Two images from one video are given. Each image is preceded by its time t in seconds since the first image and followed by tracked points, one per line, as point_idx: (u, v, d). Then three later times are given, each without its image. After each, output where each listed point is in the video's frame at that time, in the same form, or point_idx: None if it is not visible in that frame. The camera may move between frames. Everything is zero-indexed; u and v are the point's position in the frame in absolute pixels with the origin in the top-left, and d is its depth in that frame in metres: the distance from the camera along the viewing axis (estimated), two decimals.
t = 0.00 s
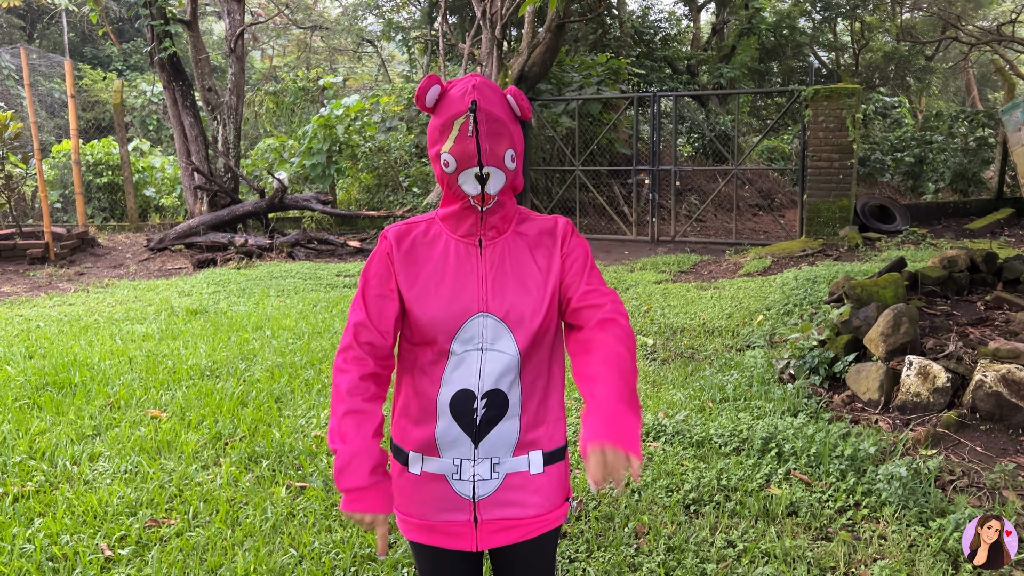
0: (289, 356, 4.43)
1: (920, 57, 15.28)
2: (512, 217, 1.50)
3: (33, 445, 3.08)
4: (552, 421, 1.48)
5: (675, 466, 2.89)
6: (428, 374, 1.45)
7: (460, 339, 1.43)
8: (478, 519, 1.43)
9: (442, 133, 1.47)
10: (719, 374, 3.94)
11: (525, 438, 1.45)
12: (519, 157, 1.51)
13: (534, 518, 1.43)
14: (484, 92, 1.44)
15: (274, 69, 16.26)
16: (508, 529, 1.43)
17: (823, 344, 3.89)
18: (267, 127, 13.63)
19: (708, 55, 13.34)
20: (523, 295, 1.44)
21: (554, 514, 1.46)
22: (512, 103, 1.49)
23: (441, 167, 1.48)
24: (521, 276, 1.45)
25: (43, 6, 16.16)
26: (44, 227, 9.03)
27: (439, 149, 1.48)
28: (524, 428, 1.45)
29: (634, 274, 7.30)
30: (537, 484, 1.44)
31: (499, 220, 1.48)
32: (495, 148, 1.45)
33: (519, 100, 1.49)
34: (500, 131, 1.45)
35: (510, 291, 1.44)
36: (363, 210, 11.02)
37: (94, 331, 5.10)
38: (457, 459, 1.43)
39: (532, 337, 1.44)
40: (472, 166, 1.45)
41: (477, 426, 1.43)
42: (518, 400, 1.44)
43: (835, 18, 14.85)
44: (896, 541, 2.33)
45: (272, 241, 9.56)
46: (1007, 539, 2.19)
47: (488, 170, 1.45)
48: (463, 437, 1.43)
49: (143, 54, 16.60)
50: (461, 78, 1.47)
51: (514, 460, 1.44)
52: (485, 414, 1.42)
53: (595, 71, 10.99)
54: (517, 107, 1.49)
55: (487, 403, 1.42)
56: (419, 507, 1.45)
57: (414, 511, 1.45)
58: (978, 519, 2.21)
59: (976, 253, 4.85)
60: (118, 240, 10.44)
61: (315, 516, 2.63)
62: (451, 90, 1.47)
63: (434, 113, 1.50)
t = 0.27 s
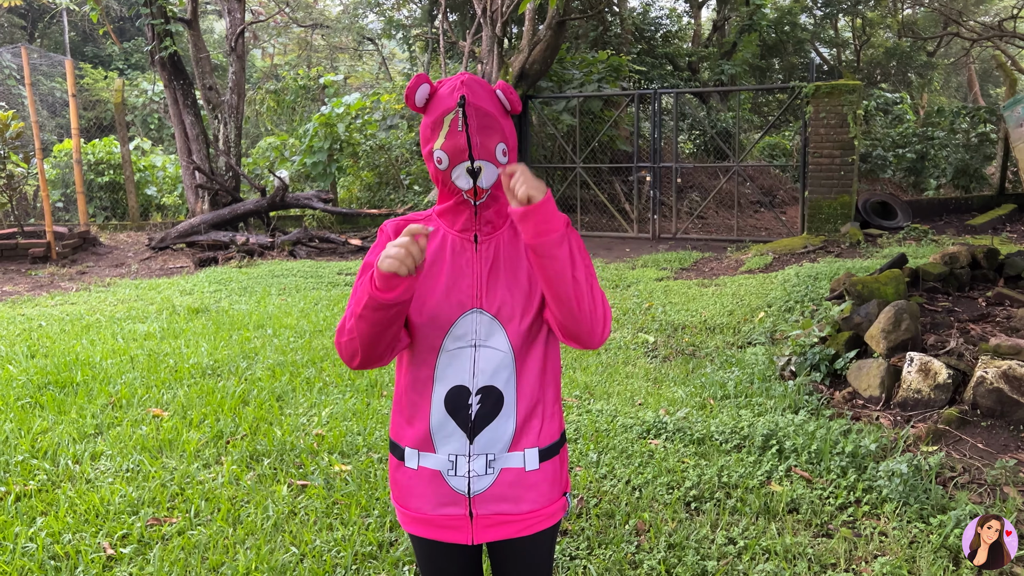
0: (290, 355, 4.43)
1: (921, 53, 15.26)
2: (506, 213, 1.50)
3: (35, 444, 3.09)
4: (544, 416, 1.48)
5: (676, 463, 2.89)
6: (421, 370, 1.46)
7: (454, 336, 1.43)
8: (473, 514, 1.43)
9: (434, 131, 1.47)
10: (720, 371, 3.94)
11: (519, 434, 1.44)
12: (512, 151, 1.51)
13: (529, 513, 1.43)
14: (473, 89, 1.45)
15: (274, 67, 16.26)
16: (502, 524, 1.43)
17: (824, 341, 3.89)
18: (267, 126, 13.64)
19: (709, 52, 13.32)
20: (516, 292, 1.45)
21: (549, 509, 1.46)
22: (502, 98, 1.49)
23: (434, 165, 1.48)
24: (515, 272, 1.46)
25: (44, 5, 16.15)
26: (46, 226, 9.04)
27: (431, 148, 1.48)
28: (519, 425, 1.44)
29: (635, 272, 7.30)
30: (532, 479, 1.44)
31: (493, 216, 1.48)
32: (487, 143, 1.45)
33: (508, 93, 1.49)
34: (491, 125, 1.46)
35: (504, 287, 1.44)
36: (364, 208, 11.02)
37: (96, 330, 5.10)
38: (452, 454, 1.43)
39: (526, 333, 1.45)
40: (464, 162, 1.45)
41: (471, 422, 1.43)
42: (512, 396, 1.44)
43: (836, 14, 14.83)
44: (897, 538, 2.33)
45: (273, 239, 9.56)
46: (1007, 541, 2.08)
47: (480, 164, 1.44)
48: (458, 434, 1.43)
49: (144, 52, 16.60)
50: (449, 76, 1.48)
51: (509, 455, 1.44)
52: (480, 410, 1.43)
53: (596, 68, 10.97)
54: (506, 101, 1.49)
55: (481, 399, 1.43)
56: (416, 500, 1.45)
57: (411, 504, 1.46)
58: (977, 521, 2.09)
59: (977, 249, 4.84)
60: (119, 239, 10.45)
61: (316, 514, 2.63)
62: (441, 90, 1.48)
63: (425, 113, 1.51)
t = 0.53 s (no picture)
0: (292, 354, 4.44)
1: (924, 51, 15.23)
2: (505, 213, 1.50)
3: (39, 444, 3.10)
4: (546, 415, 1.49)
5: (678, 461, 2.89)
6: (424, 373, 1.46)
7: (457, 338, 1.43)
8: (477, 516, 1.43)
9: (428, 135, 1.47)
10: (722, 369, 3.94)
11: (522, 436, 1.45)
12: (508, 152, 1.51)
13: (533, 513, 1.44)
14: (466, 91, 1.45)
15: (277, 67, 16.27)
16: (507, 525, 1.44)
17: (826, 339, 3.88)
18: (270, 125, 13.66)
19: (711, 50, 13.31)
20: (518, 292, 1.44)
21: (552, 509, 1.47)
22: (494, 97, 1.49)
23: (430, 169, 1.48)
24: (517, 273, 1.45)
25: (47, 6, 16.17)
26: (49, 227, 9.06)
27: (427, 152, 1.48)
28: (522, 425, 1.45)
29: (637, 270, 7.29)
30: (535, 479, 1.45)
31: (492, 217, 1.48)
32: (483, 145, 1.46)
33: (501, 92, 1.49)
34: (486, 126, 1.46)
35: (506, 288, 1.44)
36: (366, 207, 11.03)
37: (99, 330, 5.12)
38: (455, 458, 1.44)
39: (529, 333, 1.45)
40: (462, 165, 1.45)
41: (475, 424, 1.43)
42: (516, 397, 1.44)
43: (839, 11, 14.80)
44: (899, 536, 2.33)
45: (276, 238, 9.58)
46: (1006, 539, 2.14)
47: (479, 168, 1.45)
48: (462, 435, 1.44)
49: (146, 53, 16.62)
50: (441, 78, 1.48)
51: (512, 457, 1.44)
52: (484, 411, 1.43)
53: (598, 66, 10.96)
54: (500, 101, 1.50)
55: (485, 401, 1.43)
56: (419, 503, 1.45)
57: (415, 507, 1.46)
58: (977, 519, 2.17)
59: (980, 246, 4.84)
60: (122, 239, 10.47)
61: (319, 513, 2.64)
62: (432, 92, 1.48)
63: (417, 115, 1.50)
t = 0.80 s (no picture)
0: (295, 353, 4.45)
1: (926, 49, 15.21)
2: (508, 214, 1.49)
3: (43, 443, 3.11)
4: (548, 414, 1.49)
5: (680, 460, 2.89)
6: (427, 376, 1.47)
7: (458, 339, 1.43)
8: (480, 516, 1.43)
9: (431, 136, 1.46)
10: (725, 368, 3.93)
11: (525, 435, 1.45)
12: (511, 154, 1.51)
13: (536, 513, 1.44)
14: (470, 92, 1.44)
15: (278, 66, 16.29)
16: (510, 525, 1.44)
17: (828, 337, 3.88)
18: (272, 125, 13.67)
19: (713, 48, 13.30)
20: (520, 294, 1.44)
21: (555, 508, 1.47)
22: (498, 98, 1.49)
23: (433, 171, 1.48)
24: (519, 275, 1.45)
25: (49, 6, 16.18)
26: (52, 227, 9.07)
27: (430, 154, 1.48)
28: (524, 426, 1.45)
29: (639, 269, 7.28)
30: (539, 479, 1.45)
31: (494, 218, 1.48)
32: (486, 147, 1.46)
33: (505, 94, 1.49)
34: (490, 129, 1.46)
35: (508, 289, 1.44)
36: (369, 207, 11.04)
37: (102, 330, 5.13)
38: (459, 458, 1.43)
39: (531, 334, 1.45)
40: (465, 169, 1.45)
41: (479, 424, 1.43)
42: (519, 398, 1.44)
43: (841, 10, 14.78)
44: (902, 535, 2.32)
45: (278, 238, 9.58)
46: (1007, 541, 2.10)
47: (481, 171, 1.45)
48: (465, 435, 1.43)
49: (148, 53, 16.63)
50: (445, 77, 1.47)
51: (514, 456, 1.44)
52: (486, 412, 1.43)
53: (600, 65, 10.95)
54: (503, 101, 1.49)
55: (487, 402, 1.43)
56: (422, 503, 1.45)
57: (418, 507, 1.46)
58: (977, 521, 2.14)
59: (982, 244, 4.83)
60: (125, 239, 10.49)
61: (321, 513, 2.64)
62: (436, 90, 1.47)
63: (420, 115, 1.49)
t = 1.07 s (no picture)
0: (297, 353, 4.45)
1: (930, 47, 15.18)
2: (509, 214, 1.49)
3: (45, 444, 3.11)
4: (549, 414, 1.48)
5: (682, 460, 2.88)
6: (426, 376, 1.47)
7: (459, 339, 1.43)
8: (481, 516, 1.43)
9: (433, 135, 1.46)
10: (727, 367, 3.93)
11: (526, 435, 1.45)
12: (512, 153, 1.50)
13: (535, 513, 1.44)
14: (473, 91, 1.43)
15: (281, 66, 16.31)
16: (510, 526, 1.44)
17: (831, 336, 3.87)
18: (274, 125, 13.68)
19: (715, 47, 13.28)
20: (520, 295, 1.44)
21: (554, 509, 1.47)
22: (501, 97, 1.48)
23: (435, 170, 1.47)
24: (520, 275, 1.45)
25: (51, 7, 16.20)
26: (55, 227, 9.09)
27: (432, 152, 1.47)
28: (525, 425, 1.45)
29: (641, 268, 7.27)
30: (539, 479, 1.45)
31: (495, 218, 1.48)
32: (488, 147, 1.45)
33: (508, 93, 1.48)
34: (492, 129, 1.45)
35: (509, 289, 1.44)
36: (371, 207, 11.04)
37: (105, 330, 5.13)
38: (460, 458, 1.43)
39: (532, 334, 1.44)
40: (467, 168, 1.44)
41: (479, 423, 1.43)
42: (519, 398, 1.44)
43: (844, 8, 14.75)
44: (904, 534, 2.32)
45: (280, 238, 9.59)
46: (1007, 541, 2.08)
47: (483, 172, 1.44)
48: (465, 435, 1.43)
49: (151, 53, 16.65)
50: (448, 75, 1.46)
51: (515, 456, 1.44)
52: (486, 412, 1.43)
53: (602, 64, 10.94)
54: (505, 100, 1.48)
55: (488, 402, 1.43)
56: (422, 503, 1.45)
57: (418, 507, 1.46)
58: (976, 521, 2.11)
59: (986, 243, 4.82)
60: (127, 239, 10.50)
61: (323, 513, 2.64)
62: (439, 89, 1.46)
63: (423, 113, 1.49)
